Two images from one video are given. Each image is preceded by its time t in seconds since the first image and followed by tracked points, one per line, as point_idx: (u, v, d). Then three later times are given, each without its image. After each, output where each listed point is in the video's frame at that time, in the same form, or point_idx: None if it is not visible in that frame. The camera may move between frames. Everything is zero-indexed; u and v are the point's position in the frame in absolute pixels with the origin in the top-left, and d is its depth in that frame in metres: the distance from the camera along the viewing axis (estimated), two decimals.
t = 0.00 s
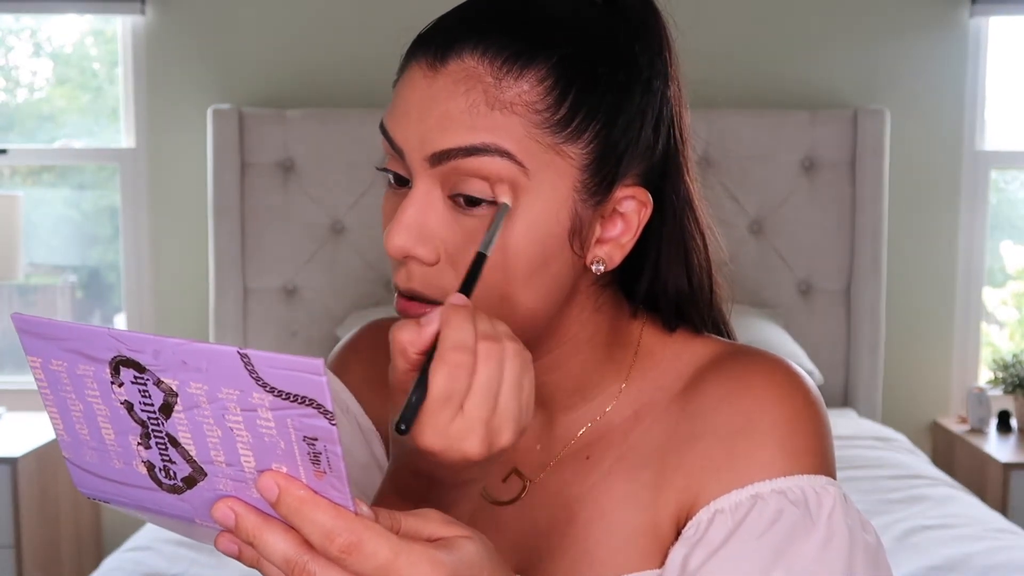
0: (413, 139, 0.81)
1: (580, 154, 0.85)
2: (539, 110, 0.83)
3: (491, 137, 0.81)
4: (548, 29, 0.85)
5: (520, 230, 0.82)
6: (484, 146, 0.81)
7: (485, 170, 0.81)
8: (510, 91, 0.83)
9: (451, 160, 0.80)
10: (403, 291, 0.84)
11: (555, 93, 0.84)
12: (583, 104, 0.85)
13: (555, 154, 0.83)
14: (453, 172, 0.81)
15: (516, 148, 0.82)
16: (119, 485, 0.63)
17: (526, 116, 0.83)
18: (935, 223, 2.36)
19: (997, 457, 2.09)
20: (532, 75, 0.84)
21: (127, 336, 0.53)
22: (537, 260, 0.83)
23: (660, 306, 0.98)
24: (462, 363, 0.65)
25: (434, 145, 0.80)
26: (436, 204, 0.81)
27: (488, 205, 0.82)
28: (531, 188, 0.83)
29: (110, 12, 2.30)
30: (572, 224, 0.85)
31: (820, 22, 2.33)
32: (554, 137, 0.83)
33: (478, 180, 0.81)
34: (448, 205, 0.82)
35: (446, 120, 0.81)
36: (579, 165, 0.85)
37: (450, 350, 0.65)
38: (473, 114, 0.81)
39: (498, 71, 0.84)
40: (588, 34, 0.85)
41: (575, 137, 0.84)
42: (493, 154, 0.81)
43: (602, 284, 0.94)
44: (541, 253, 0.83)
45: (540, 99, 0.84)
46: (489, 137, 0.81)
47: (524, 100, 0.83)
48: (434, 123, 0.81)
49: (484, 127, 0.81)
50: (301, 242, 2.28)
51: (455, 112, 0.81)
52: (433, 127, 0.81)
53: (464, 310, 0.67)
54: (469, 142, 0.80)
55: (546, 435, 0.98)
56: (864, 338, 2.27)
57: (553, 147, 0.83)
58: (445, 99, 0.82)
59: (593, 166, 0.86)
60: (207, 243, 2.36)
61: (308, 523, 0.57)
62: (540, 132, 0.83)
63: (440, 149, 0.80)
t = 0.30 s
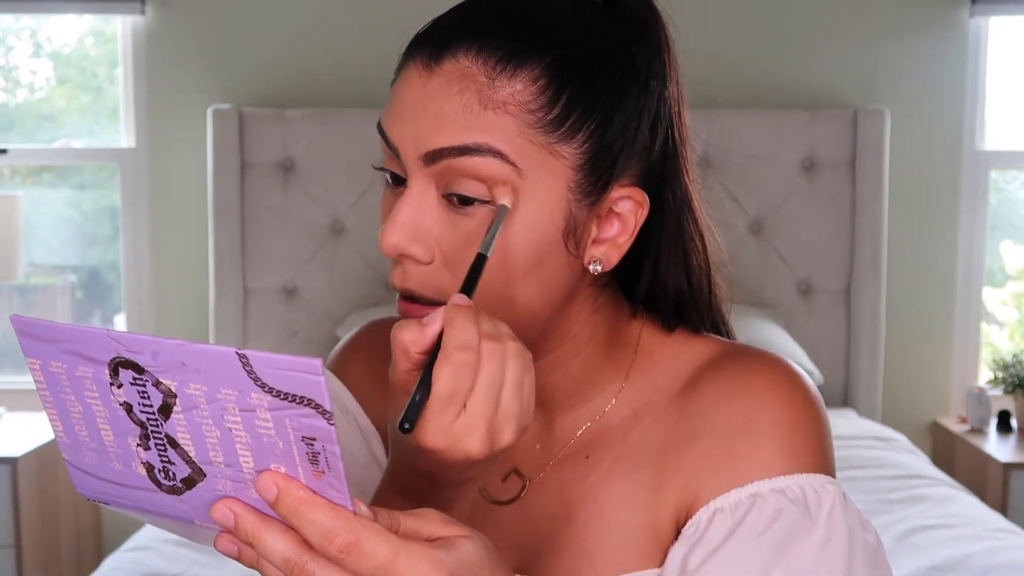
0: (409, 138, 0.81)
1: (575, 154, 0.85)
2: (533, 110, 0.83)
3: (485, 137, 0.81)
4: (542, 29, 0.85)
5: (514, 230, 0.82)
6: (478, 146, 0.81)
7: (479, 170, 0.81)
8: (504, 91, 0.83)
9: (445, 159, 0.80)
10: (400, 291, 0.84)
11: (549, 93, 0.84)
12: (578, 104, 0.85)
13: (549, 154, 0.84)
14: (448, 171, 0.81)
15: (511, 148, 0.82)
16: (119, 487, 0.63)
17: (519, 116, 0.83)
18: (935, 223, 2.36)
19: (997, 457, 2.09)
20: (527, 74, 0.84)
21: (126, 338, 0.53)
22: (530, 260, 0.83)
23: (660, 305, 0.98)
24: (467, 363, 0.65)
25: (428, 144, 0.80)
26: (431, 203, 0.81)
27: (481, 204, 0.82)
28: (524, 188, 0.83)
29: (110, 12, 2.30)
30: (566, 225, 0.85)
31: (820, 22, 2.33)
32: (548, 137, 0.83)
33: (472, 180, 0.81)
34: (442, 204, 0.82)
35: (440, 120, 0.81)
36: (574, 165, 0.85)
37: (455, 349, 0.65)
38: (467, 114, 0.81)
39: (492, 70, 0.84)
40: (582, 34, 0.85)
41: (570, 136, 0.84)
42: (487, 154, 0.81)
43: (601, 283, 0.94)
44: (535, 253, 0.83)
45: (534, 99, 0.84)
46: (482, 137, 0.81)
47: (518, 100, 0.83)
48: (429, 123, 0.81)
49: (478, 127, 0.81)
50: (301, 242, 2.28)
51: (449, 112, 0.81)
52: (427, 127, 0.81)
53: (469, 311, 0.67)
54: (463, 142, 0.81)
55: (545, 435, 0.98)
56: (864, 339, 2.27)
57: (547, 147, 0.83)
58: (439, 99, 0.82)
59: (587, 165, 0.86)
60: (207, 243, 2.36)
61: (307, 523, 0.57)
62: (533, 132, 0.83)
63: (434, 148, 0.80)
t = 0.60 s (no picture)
0: (414, 137, 0.81)
1: (580, 153, 0.85)
2: (539, 109, 0.83)
3: (490, 135, 0.81)
4: (548, 28, 0.85)
5: (519, 229, 0.82)
6: (485, 145, 0.81)
7: (484, 169, 0.81)
8: (509, 90, 0.83)
9: (451, 158, 0.81)
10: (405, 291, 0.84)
11: (555, 92, 0.84)
12: (583, 103, 0.85)
13: (554, 153, 0.83)
14: (454, 170, 0.81)
15: (516, 147, 0.82)
16: (122, 486, 0.63)
17: (525, 115, 0.83)
18: (935, 223, 2.36)
19: (997, 457, 2.09)
20: (532, 74, 0.84)
21: (129, 337, 0.53)
22: (535, 259, 0.83)
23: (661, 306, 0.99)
24: (378, 329, 0.64)
25: (434, 143, 0.80)
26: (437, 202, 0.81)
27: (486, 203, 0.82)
28: (529, 186, 0.82)
29: (110, 12, 2.30)
30: (571, 223, 0.85)
31: (819, 22, 2.34)
32: (554, 136, 0.83)
33: (477, 179, 0.81)
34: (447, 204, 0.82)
35: (445, 119, 0.81)
36: (579, 165, 0.85)
37: (366, 315, 0.64)
38: (473, 113, 0.82)
39: (498, 69, 0.84)
40: (587, 33, 0.85)
41: (575, 136, 0.84)
42: (493, 152, 0.81)
43: (603, 283, 0.94)
44: (540, 251, 0.83)
45: (540, 98, 0.84)
46: (489, 136, 0.81)
47: (524, 99, 0.83)
48: (434, 122, 0.81)
49: (483, 126, 0.81)
50: (301, 242, 2.28)
51: (454, 111, 0.81)
52: (433, 125, 0.81)
53: (383, 281, 0.67)
54: (468, 140, 0.81)
55: (547, 436, 0.98)
56: (865, 339, 2.27)
57: (552, 146, 0.83)
58: (445, 97, 0.82)
59: (592, 165, 0.86)
60: (207, 243, 2.36)
61: (310, 523, 0.57)
62: (539, 131, 0.83)
63: (440, 146, 0.80)
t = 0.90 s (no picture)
0: (410, 139, 0.81)
1: (575, 153, 0.85)
2: (534, 109, 0.83)
3: (486, 137, 0.81)
4: (543, 29, 0.85)
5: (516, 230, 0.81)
6: (481, 146, 0.81)
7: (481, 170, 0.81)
8: (504, 91, 0.83)
9: (448, 160, 0.80)
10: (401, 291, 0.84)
11: (550, 92, 0.84)
12: (579, 103, 0.85)
13: (550, 153, 0.83)
14: (450, 171, 0.81)
15: (512, 148, 0.82)
16: (120, 488, 0.63)
17: (521, 116, 0.83)
18: (935, 223, 2.36)
19: (997, 457, 2.09)
20: (528, 74, 0.84)
21: (126, 339, 0.53)
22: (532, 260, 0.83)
23: (659, 306, 0.99)
24: (436, 343, 0.64)
25: (430, 145, 0.80)
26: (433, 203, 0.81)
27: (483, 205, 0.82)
28: (526, 187, 0.82)
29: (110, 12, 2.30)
30: (568, 224, 0.84)
31: (819, 21, 2.33)
32: (549, 136, 0.83)
33: (474, 180, 0.81)
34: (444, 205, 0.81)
35: (440, 120, 0.81)
36: (575, 164, 0.85)
37: (425, 329, 0.64)
38: (468, 114, 0.82)
39: (493, 70, 0.84)
40: (582, 33, 0.85)
41: (571, 136, 0.84)
42: (488, 153, 0.81)
43: (602, 283, 0.94)
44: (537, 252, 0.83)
45: (535, 98, 0.84)
46: (484, 138, 0.81)
47: (519, 99, 0.83)
48: (430, 123, 0.81)
49: (479, 127, 0.81)
50: (301, 242, 2.28)
51: (450, 113, 0.81)
52: (428, 127, 0.81)
53: (440, 290, 0.67)
54: (464, 142, 0.81)
55: (546, 435, 0.98)
56: (865, 339, 2.27)
57: (548, 146, 0.83)
58: (441, 99, 0.82)
59: (588, 165, 0.86)
60: (207, 243, 2.36)
61: (307, 525, 0.57)
62: (535, 132, 0.83)
63: (436, 148, 0.80)
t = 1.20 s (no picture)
0: (412, 138, 0.81)
1: (577, 152, 0.85)
2: (536, 108, 0.83)
3: (488, 136, 0.81)
4: (544, 28, 0.85)
5: (519, 229, 0.82)
6: (483, 145, 0.81)
7: (483, 169, 0.81)
8: (506, 90, 0.83)
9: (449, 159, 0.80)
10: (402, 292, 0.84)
11: (552, 91, 0.84)
12: (580, 102, 0.85)
13: (552, 153, 0.83)
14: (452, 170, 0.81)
15: (515, 146, 0.82)
16: (121, 489, 0.63)
17: (522, 115, 0.83)
18: (935, 223, 2.36)
19: (997, 457, 2.09)
20: (530, 74, 0.84)
21: (128, 341, 0.53)
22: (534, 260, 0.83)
23: (661, 307, 0.99)
24: (406, 335, 0.64)
25: (432, 144, 0.81)
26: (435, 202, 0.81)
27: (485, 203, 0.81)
28: (528, 186, 0.82)
29: (110, 12, 2.30)
30: (570, 223, 0.85)
31: (819, 21, 2.33)
32: (552, 135, 0.83)
33: (477, 178, 0.81)
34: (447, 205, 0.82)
35: (443, 120, 0.81)
36: (577, 164, 0.85)
37: (393, 321, 0.64)
38: (471, 114, 0.82)
39: (495, 70, 0.84)
40: (584, 32, 0.85)
41: (573, 135, 0.84)
42: (490, 152, 0.81)
43: (604, 282, 0.94)
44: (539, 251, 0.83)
45: (537, 97, 0.84)
46: (486, 137, 0.81)
47: (521, 98, 0.83)
48: (432, 123, 0.81)
49: (481, 126, 0.81)
50: (301, 242, 2.28)
51: (452, 112, 0.81)
52: (431, 127, 0.81)
53: (410, 284, 0.67)
54: (466, 141, 0.81)
55: (548, 435, 0.98)
56: (865, 339, 2.27)
57: (550, 145, 0.83)
58: (443, 99, 0.82)
59: (590, 163, 0.86)
60: (207, 243, 2.36)
61: (308, 526, 0.57)
62: (537, 131, 0.83)
63: (438, 147, 0.80)
